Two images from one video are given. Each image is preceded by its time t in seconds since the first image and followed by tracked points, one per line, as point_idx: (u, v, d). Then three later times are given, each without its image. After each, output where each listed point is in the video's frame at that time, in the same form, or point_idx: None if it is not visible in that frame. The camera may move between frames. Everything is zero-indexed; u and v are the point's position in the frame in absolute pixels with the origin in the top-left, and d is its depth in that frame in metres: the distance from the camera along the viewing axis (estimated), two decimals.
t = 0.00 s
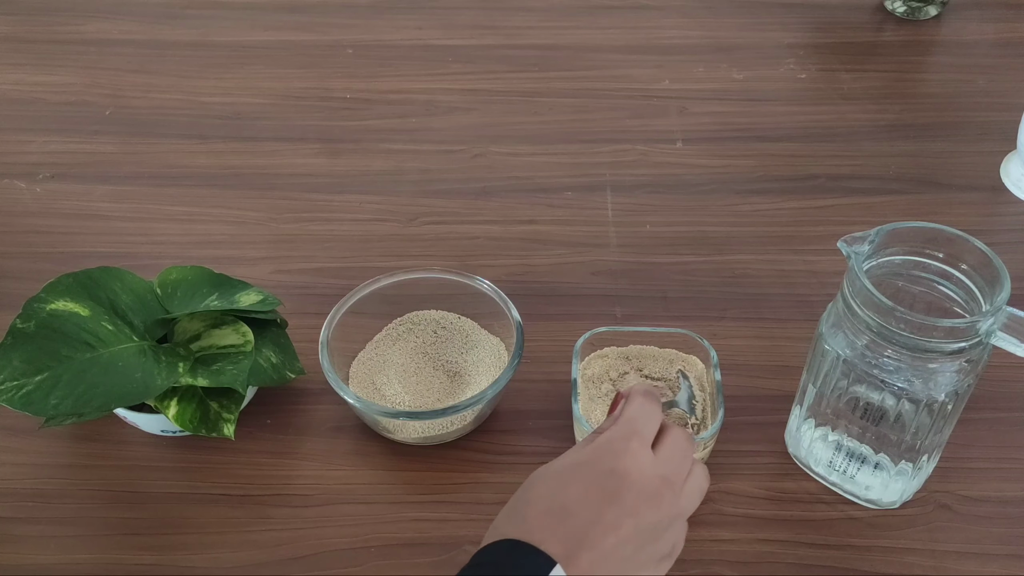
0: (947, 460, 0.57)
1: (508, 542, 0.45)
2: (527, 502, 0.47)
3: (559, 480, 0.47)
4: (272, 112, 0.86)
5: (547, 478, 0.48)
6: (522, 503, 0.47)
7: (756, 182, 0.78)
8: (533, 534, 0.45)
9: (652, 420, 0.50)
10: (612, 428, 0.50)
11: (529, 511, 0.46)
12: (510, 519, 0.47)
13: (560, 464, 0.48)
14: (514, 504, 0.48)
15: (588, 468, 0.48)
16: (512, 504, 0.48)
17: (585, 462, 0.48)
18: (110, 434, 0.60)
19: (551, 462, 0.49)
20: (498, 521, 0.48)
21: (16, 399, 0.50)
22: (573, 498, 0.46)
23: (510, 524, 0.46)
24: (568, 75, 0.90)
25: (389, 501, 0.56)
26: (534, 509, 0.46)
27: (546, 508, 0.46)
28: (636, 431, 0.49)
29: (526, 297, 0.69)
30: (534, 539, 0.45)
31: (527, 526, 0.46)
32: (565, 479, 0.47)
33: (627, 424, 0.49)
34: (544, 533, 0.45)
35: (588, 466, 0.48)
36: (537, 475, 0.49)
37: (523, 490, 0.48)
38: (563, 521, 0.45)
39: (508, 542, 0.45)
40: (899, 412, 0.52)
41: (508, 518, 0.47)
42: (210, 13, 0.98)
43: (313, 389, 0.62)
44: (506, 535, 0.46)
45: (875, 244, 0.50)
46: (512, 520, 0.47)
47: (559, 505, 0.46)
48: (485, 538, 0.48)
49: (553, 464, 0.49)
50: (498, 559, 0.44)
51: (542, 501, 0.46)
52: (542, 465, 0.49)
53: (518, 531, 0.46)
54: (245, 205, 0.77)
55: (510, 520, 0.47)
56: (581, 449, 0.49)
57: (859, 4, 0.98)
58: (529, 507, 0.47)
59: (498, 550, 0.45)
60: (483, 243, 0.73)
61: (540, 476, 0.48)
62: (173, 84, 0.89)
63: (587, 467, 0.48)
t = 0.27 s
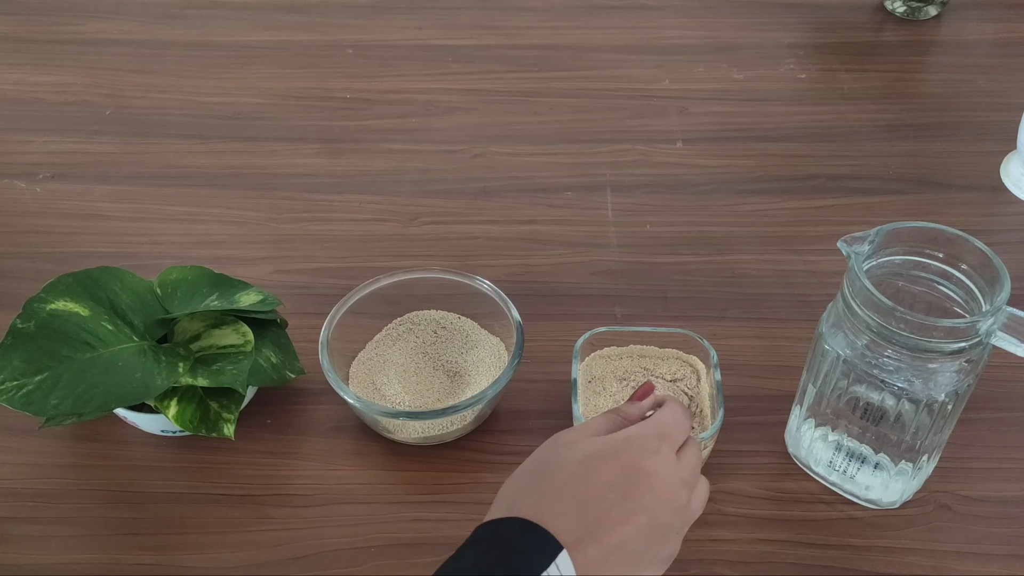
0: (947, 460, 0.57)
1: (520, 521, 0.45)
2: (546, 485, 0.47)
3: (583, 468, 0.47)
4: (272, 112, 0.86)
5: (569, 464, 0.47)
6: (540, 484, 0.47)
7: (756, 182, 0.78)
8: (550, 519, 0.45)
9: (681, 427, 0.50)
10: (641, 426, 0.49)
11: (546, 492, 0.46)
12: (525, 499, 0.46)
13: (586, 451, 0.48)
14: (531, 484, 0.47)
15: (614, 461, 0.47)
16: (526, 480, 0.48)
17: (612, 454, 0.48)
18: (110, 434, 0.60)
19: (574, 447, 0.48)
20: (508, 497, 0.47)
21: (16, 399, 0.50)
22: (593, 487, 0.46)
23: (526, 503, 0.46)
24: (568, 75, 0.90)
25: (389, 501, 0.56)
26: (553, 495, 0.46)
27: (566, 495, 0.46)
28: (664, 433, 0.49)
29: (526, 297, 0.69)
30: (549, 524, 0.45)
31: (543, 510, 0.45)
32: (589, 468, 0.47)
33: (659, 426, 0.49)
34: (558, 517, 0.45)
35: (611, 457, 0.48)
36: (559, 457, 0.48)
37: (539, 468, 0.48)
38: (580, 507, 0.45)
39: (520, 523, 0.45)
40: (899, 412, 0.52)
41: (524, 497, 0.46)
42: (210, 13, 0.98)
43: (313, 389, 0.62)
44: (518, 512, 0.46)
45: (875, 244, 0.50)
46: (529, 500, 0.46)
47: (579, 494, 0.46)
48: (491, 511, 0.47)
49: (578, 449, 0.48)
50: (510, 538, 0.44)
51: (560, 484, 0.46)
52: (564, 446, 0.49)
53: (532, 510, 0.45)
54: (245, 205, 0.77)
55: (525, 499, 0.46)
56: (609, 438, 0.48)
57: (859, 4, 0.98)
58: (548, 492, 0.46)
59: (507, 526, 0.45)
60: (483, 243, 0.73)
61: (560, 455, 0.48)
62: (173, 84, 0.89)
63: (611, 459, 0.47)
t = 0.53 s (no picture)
0: (947, 460, 0.57)
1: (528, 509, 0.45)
2: (580, 492, 0.46)
3: (620, 494, 0.47)
4: (272, 112, 0.86)
5: (609, 483, 0.47)
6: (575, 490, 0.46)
7: (756, 182, 0.78)
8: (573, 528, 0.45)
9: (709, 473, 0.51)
10: (682, 463, 0.50)
11: (581, 500, 0.46)
12: (556, 498, 0.46)
13: (626, 475, 0.48)
14: (565, 483, 0.47)
15: (649, 495, 0.48)
16: (562, 475, 0.47)
17: (650, 489, 0.48)
18: (110, 434, 0.60)
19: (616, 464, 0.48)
20: (534, 486, 0.47)
21: (16, 399, 0.50)
22: (623, 512, 0.47)
23: (555, 503, 0.46)
24: (568, 75, 0.90)
25: (388, 501, 0.56)
26: (586, 509, 0.46)
27: (595, 512, 0.46)
28: (699, 478, 0.50)
29: (526, 297, 0.69)
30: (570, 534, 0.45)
31: (571, 520, 0.45)
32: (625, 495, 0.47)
33: (698, 472, 0.50)
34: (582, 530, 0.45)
35: (647, 490, 0.48)
36: (598, 467, 0.48)
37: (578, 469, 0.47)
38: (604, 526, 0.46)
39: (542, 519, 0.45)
40: (899, 412, 0.52)
41: (555, 495, 0.46)
42: (210, 13, 0.98)
43: (313, 389, 0.62)
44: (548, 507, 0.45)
45: (875, 244, 0.50)
46: (559, 502, 0.46)
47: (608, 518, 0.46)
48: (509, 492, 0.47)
49: (619, 469, 0.48)
50: (512, 527, 0.44)
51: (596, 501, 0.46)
52: (605, 457, 0.48)
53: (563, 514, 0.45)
54: (245, 205, 0.77)
55: (553, 499, 0.46)
56: (651, 469, 0.49)
57: (859, 4, 0.98)
58: (581, 502, 0.46)
59: (520, 515, 0.45)
60: (483, 243, 0.73)
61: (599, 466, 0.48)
62: (173, 84, 0.89)
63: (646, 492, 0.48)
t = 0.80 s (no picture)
0: (947, 460, 0.57)
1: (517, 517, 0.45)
2: (560, 491, 0.46)
3: (600, 481, 0.47)
4: (272, 112, 0.86)
5: (586, 473, 0.47)
6: (553, 490, 0.46)
7: (756, 182, 0.78)
8: (561, 528, 0.45)
9: (693, 439, 0.50)
10: (657, 435, 0.49)
11: (561, 500, 0.46)
12: (537, 502, 0.46)
13: (602, 460, 0.47)
14: (543, 485, 0.46)
15: (629, 476, 0.47)
16: (538, 480, 0.47)
17: (629, 470, 0.47)
18: (110, 434, 0.60)
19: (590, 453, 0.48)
20: (515, 493, 0.47)
21: (16, 399, 0.50)
22: (607, 501, 0.46)
23: (537, 507, 0.46)
24: (568, 75, 0.90)
25: (388, 501, 0.56)
26: (568, 505, 0.46)
27: (579, 506, 0.46)
28: (682, 447, 0.49)
29: (526, 297, 0.69)
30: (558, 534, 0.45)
31: (556, 519, 0.45)
32: (606, 481, 0.47)
33: (675, 438, 0.49)
34: (569, 531, 0.45)
35: (626, 472, 0.47)
36: (572, 460, 0.47)
37: (553, 470, 0.47)
38: (592, 521, 0.46)
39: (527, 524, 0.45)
40: (899, 412, 0.52)
41: (535, 499, 0.46)
42: (210, 13, 0.98)
43: (313, 389, 0.62)
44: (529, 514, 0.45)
45: (875, 244, 0.50)
46: (540, 504, 0.46)
47: (593, 509, 0.46)
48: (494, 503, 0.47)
49: (593, 457, 0.47)
50: (500, 531, 0.44)
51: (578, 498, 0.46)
52: (577, 449, 0.48)
53: (547, 519, 0.45)
54: (245, 205, 0.77)
55: (534, 502, 0.46)
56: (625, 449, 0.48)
57: (859, 4, 0.98)
58: (562, 499, 0.46)
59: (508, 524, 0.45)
60: (483, 243, 0.73)
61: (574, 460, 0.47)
62: (173, 84, 0.89)
63: (625, 474, 0.47)
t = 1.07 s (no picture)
0: (947, 460, 0.57)
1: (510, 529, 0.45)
2: (542, 499, 0.46)
3: (580, 484, 0.47)
4: (272, 112, 0.86)
5: (565, 478, 0.47)
6: (536, 499, 0.46)
7: (756, 182, 0.78)
8: (548, 536, 0.45)
9: (666, 436, 0.50)
10: (630, 436, 0.49)
11: (544, 507, 0.46)
12: (522, 513, 0.46)
13: (579, 464, 0.47)
14: (526, 496, 0.46)
15: (608, 477, 0.47)
16: (520, 493, 0.47)
17: (607, 471, 0.47)
18: (110, 434, 0.60)
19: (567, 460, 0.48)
20: (501, 509, 0.47)
21: (16, 399, 0.50)
22: (590, 504, 0.46)
23: (523, 518, 0.45)
24: (568, 75, 0.90)
25: (388, 502, 0.56)
26: (552, 511, 0.46)
27: (564, 511, 0.46)
28: (656, 444, 0.49)
29: (526, 297, 0.69)
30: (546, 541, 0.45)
31: (542, 527, 0.45)
32: (586, 483, 0.47)
33: (647, 436, 0.49)
34: (558, 537, 0.45)
35: (606, 473, 0.47)
36: (550, 469, 0.47)
37: (533, 480, 0.47)
38: (578, 524, 0.45)
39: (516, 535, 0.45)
40: (899, 412, 0.52)
41: (520, 511, 0.46)
42: (210, 13, 0.98)
43: (313, 389, 0.62)
44: (516, 525, 0.45)
45: (875, 244, 0.50)
46: (526, 513, 0.46)
47: (578, 512, 0.46)
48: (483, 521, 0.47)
49: (570, 463, 0.48)
50: (494, 541, 0.44)
51: (561, 502, 0.46)
52: (554, 459, 0.48)
53: (534, 527, 0.45)
54: (245, 205, 0.77)
55: (519, 514, 0.46)
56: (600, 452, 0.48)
57: (859, 4, 0.98)
58: (545, 507, 0.46)
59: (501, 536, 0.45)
60: (483, 243, 0.73)
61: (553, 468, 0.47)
62: (173, 84, 0.89)
63: (605, 475, 0.47)
